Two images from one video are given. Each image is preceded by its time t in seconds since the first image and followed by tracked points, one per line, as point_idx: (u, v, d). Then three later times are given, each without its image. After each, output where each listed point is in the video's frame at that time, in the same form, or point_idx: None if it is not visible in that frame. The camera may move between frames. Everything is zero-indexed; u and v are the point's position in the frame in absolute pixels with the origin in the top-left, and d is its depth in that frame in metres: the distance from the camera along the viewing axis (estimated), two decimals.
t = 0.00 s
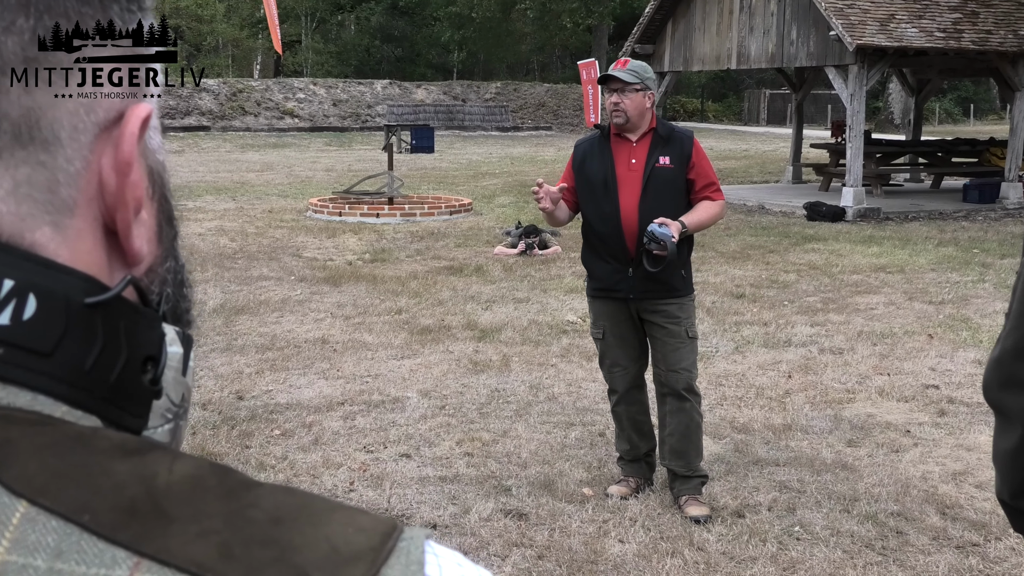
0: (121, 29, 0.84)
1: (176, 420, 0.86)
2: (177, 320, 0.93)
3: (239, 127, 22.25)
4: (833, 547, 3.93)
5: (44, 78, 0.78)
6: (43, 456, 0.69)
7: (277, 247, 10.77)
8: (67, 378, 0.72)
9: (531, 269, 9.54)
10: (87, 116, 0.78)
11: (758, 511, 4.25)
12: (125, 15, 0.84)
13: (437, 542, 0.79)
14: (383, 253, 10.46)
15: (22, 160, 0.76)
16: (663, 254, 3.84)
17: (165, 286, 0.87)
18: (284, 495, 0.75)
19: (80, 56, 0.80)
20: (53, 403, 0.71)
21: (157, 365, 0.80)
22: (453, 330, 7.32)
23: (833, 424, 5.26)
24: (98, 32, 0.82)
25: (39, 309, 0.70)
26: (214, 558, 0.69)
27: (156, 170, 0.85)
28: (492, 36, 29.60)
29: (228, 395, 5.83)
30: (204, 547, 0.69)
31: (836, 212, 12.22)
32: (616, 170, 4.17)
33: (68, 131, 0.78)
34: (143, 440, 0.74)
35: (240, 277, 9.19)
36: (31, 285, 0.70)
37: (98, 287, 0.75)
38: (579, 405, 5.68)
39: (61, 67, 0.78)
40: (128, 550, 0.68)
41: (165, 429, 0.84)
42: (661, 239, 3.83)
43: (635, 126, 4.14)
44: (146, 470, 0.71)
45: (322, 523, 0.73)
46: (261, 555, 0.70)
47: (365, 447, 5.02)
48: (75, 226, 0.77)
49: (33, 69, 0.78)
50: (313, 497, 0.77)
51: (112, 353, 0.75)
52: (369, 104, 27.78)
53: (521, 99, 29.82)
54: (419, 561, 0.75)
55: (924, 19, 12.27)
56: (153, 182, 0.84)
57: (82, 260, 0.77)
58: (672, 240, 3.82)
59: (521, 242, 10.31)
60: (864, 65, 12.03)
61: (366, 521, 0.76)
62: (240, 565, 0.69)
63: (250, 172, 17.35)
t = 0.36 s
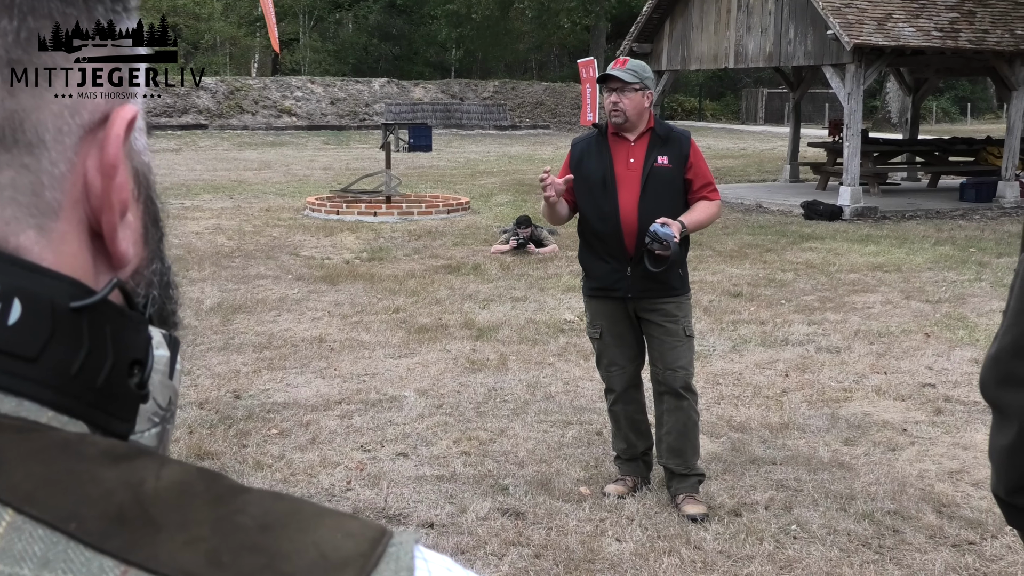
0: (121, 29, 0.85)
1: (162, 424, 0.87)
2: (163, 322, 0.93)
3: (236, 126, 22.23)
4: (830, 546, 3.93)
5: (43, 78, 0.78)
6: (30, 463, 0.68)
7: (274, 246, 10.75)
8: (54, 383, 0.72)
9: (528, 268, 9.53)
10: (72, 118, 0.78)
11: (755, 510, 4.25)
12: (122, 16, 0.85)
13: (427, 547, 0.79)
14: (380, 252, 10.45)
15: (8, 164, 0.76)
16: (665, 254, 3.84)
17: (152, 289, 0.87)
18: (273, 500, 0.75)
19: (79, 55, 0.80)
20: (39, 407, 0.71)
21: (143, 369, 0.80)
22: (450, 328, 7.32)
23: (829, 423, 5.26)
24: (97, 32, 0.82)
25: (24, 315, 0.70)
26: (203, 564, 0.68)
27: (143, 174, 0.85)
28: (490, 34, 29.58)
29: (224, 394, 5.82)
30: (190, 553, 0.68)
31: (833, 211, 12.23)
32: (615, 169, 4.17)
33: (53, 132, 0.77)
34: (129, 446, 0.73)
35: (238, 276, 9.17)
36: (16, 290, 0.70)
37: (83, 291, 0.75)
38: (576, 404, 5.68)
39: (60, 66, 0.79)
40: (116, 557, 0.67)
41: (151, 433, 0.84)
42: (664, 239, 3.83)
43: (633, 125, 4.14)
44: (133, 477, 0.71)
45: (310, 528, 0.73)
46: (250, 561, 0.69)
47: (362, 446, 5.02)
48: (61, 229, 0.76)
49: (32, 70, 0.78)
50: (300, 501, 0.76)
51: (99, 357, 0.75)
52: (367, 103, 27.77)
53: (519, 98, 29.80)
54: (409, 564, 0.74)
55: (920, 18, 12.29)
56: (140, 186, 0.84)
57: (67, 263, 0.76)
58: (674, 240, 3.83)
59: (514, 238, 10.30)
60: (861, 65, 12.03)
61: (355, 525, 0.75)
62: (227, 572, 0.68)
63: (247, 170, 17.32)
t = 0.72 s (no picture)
0: (121, 30, 0.84)
1: (163, 418, 0.86)
2: (164, 316, 0.92)
3: (234, 123, 22.20)
4: (826, 544, 3.93)
5: (45, 78, 0.77)
6: (28, 458, 0.67)
7: (271, 244, 10.73)
8: (51, 378, 0.70)
9: (526, 267, 9.52)
10: (72, 112, 0.77)
11: (752, 509, 4.25)
12: (123, 16, 0.84)
13: (424, 543, 0.80)
14: (378, 250, 10.44)
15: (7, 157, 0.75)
16: (661, 252, 3.81)
17: (153, 282, 0.86)
18: (273, 496, 0.75)
19: (80, 56, 0.79)
20: (38, 403, 0.70)
21: (143, 364, 0.79)
22: (448, 326, 7.31)
23: (826, 421, 5.26)
24: (98, 33, 0.82)
25: (23, 308, 0.69)
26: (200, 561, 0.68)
27: (143, 167, 0.84)
28: (487, 32, 29.55)
29: (222, 391, 5.81)
30: (189, 550, 0.68)
31: (831, 210, 12.23)
32: (613, 167, 4.17)
33: (52, 126, 0.76)
34: (129, 441, 0.72)
35: (235, 274, 9.16)
36: (15, 285, 0.69)
37: (83, 285, 0.74)
38: (574, 402, 5.68)
39: (63, 68, 0.77)
40: (113, 553, 0.67)
41: (152, 428, 0.84)
42: (659, 236, 3.81)
43: (632, 124, 4.14)
44: (132, 472, 0.70)
45: (310, 524, 0.73)
46: (249, 558, 0.69)
47: (359, 444, 5.01)
48: (60, 224, 0.76)
49: (34, 69, 0.77)
50: (300, 498, 0.76)
51: (99, 352, 0.74)
52: (365, 101, 27.73)
53: (517, 96, 29.79)
54: (408, 563, 0.75)
55: (919, 17, 12.29)
56: (140, 178, 0.84)
57: (66, 259, 0.76)
58: (670, 238, 3.80)
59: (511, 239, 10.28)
60: (858, 63, 12.00)
61: (354, 522, 0.75)
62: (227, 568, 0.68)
63: (245, 168, 17.28)
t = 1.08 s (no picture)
0: (121, 29, 0.83)
1: (165, 413, 0.85)
2: (168, 309, 0.91)
3: (233, 121, 22.19)
4: (825, 544, 3.92)
5: (42, 76, 0.76)
6: (30, 454, 0.67)
7: (270, 242, 10.72)
8: (51, 373, 0.70)
9: (525, 265, 9.52)
10: (74, 108, 0.76)
11: (750, 508, 4.24)
12: (123, 16, 0.83)
13: (427, 540, 0.79)
14: (377, 248, 10.44)
15: (8, 152, 0.74)
16: (659, 251, 3.82)
17: (156, 276, 0.85)
18: (274, 493, 0.74)
19: (80, 56, 0.78)
20: (40, 399, 0.69)
21: (146, 359, 0.79)
22: (447, 325, 7.31)
23: (825, 421, 5.26)
24: (98, 32, 0.81)
25: (25, 305, 0.68)
26: (201, 559, 0.67)
27: (146, 162, 0.84)
28: (487, 31, 29.54)
29: (220, 389, 5.80)
30: (191, 549, 0.67)
31: (830, 209, 12.23)
32: (613, 166, 4.16)
33: (54, 121, 0.75)
34: (130, 439, 0.72)
35: (233, 272, 9.15)
36: (16, 280, 0.69)
37: (85, 281, 0.74)
38: (572, 401, 5.68)
39: (61, 67, 0.77)
40: (115, 551, 0.66)
41: (155, 422, 0.83)
42: (657, 236, 3.81)
43: (632, 123, 4.13)
44: (133, 470, 0.69)
45: (311, 523, 0.72)
46: (250, 556, 0.68)
47: (357, 442, 5.00)
48: (62, 218, 0.75)
49: (34, 69, 0.76)
50: (301, 496, 0.76)
51: (100, 349, 0.73)
52: (364, 99, 27.72)
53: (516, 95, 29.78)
54: (409, 563, 0.74)
55: (918, 16, 12.29)
56: (142, 173, 0.83)
57: (69, 254, 0.75)
58: (668, 237, 3.81)
59: (510, 240, 10.24)
60: (858, 63, 11.98)
61: (356, 521, 0.75)
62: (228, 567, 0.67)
63: (243, 166, 17.26)
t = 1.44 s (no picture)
0: (121, 28, 0.81)
1: (176, 415, 0.84)
2: (178, 313, 0.91)
3: (233, 122, 22.20)
4: (825, 546, 3.92)
5: (45, 78, 0.75)
6: (45, 451, 0.67)
7: (270, 242, 10.72)
8: (64, 373, 0.70)
9: (525, 266, 9.52)
10: (87, 111, 0.75)
11: (750, 510, 4.24)
12: (126, 14, 0.82)
13: (435, 541, 0.78)
14: (377, 249, 10.43)
15: (23, 156, 0.73)
16: (661, 251, 3.81)
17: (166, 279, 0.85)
18: (284, 493, 0.73)
19: (81, 56, 0.77)
20: (52, 398, 0.69)
21: (157, 361, 0.78)
22: (447, 326, 7.30)
23: (825, 422, 5.26)
24: (98, 31, 0.79)
25: (40, 305, 0.68)
26: (212, 555, 0.66)
27: (157, 164, 0.83)
28: (487, 32, 29.55)
29: (220, 390, 5.80)
30: (202, 546, 0.67)
31: (830, 210, 12.22)
32: (613, 166, 4.15)
33: (69, 125, 0.75)
34: (142, 438, 0.72)
35: (233, 272, 9.15)
36: (31, 282, 0.68)
37: (98, 283, 0.73)
38: (572, 402, 5.67)
39: (63, 66, 0.76)
40: (128, 547, 0.66)
41: (165, 424, 0.82)
42: (660, 236, 3.80)
43: (634, 124, 4.12)
44: (145, 468, 0.69)
45: (320, 522, 0.71)
46: (261, 553, 0.67)
47: (357, 443, 5.00)
48: (76, 221, 0.74)
49: (35, 69, 0.75)
50: (311, 494, 0.75)
51: (112, 349, 0.73)
52: (364, 100, 27.73)
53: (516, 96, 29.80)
54: (417, 562, 0.73)
55: (918, 18, 12.30)
56: (154, 177, 0.82)
57: (83, 256, 0.75)
58: (671, 237, 3.80)
59: (510, 241, 10.22)
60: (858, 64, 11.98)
61: (364, 518, 0.74)
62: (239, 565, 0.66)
63: (244, 167, 17.26)
